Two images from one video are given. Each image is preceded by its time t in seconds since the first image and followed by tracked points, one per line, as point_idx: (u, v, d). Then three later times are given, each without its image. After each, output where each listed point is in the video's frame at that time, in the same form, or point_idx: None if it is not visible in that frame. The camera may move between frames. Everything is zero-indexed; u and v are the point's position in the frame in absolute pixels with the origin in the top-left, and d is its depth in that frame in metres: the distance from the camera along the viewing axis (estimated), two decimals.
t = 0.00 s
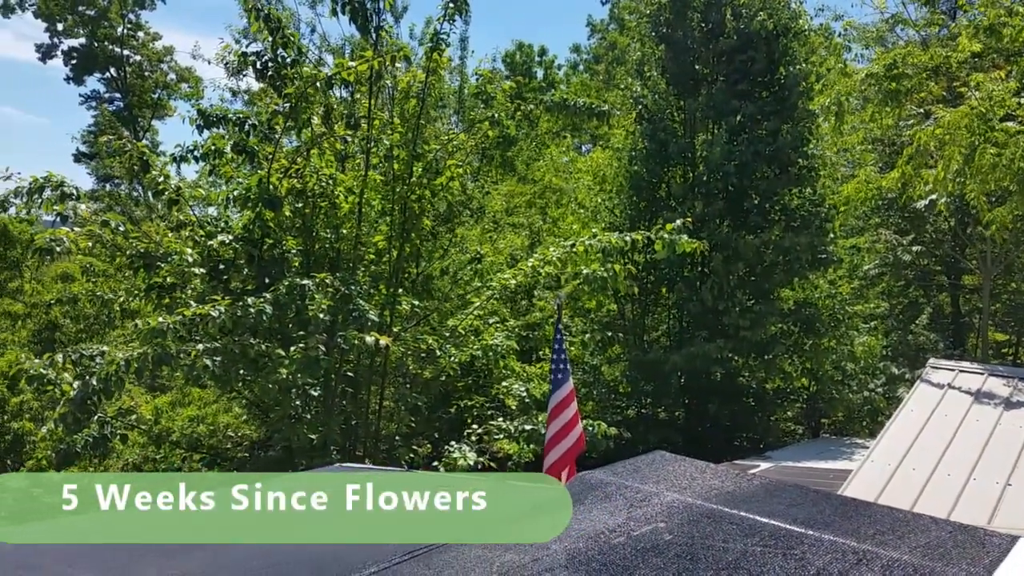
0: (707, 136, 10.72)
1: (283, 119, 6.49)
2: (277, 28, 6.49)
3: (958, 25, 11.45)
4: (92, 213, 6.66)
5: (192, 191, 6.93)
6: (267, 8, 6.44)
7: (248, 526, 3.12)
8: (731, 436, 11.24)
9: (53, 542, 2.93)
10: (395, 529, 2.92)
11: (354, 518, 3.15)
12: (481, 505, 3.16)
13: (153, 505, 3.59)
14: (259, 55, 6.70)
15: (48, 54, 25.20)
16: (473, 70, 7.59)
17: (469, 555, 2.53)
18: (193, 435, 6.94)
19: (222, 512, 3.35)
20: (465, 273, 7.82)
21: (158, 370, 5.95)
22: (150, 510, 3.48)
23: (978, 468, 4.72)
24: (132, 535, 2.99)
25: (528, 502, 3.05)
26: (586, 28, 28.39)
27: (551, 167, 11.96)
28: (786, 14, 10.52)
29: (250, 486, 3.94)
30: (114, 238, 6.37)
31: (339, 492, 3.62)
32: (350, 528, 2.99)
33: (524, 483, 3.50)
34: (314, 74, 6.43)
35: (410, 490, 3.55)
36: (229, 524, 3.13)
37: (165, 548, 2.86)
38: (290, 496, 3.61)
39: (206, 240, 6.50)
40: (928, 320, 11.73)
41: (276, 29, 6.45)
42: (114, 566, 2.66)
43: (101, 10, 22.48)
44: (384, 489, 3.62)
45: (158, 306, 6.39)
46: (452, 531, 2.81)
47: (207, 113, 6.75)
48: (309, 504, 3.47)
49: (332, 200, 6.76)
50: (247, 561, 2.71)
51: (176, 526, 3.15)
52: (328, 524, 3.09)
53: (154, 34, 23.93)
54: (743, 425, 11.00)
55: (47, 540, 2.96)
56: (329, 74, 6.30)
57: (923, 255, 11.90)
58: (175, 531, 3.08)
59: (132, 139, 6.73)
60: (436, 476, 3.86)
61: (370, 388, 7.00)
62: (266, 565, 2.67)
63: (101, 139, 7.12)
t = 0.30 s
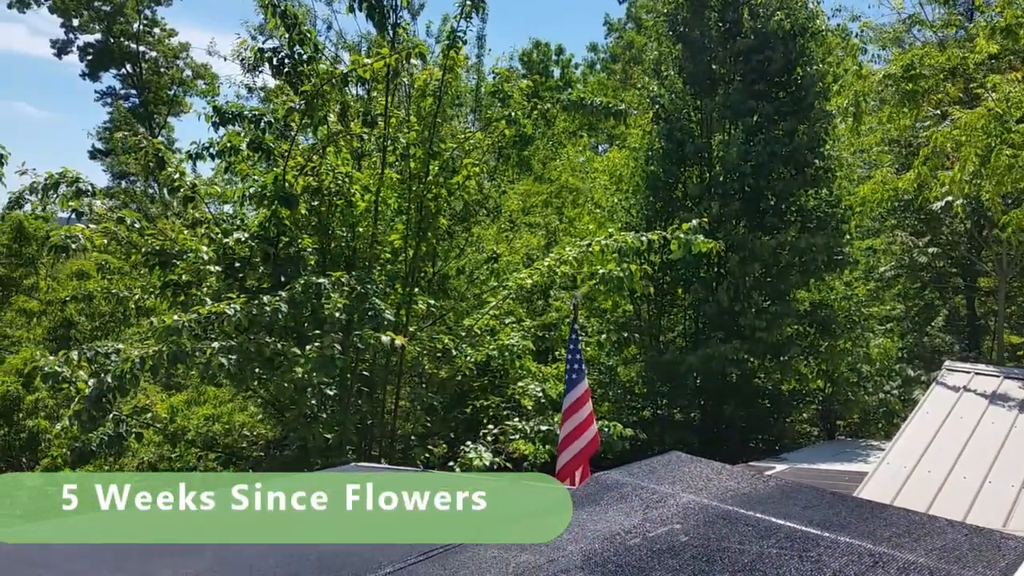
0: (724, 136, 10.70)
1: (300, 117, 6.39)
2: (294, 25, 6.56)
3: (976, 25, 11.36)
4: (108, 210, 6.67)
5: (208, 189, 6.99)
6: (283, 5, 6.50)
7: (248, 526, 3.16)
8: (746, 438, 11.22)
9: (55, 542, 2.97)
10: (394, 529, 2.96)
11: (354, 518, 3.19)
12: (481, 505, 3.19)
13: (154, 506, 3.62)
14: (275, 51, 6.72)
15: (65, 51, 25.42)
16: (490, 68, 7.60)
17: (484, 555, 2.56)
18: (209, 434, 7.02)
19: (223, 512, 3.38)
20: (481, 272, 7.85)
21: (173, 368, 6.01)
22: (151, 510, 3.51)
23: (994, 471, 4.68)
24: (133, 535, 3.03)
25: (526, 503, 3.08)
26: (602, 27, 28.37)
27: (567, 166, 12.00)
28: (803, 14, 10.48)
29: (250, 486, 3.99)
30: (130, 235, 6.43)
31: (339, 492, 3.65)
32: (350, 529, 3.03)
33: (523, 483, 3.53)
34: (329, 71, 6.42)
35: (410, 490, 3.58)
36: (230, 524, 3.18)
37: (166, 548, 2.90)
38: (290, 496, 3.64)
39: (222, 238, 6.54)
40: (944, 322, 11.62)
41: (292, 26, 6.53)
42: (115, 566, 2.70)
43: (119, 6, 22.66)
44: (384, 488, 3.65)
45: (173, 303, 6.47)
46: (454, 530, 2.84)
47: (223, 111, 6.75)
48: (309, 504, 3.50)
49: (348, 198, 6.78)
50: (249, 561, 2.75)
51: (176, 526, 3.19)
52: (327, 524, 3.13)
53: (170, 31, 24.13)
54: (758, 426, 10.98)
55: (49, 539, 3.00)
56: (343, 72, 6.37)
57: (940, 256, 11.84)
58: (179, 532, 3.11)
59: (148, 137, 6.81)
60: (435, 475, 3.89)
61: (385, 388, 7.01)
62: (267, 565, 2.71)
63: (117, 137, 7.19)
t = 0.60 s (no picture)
0: (740, 136, 10.66)
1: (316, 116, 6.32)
2: (310, 27, 6.63)
3: (995, 26, 11.30)
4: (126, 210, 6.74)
5: (225, 188, 7.05)
6: (300, 7, 6.58)
7: (251, 527, 3.19)
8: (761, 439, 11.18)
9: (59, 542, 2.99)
10: (397, 530, 3.00)
11: (355, 519, 3.23)
12: (481, 505, 3.22)
13: (155, 505, 3.63)
14: (292, 53, 6.75)
15: (83, 51, 25.64)
16: (506, 69, 7.59)
17: (501, 554, 2.57)
18: (224, 432, 7.07)
19: (224, 512, 3.40)
20: (496, 272, 7.97)
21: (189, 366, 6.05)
22: (151, 509, 3.52)
23: (1012, 472, 4.63)
24: (136, 535, 3.05)
25: (525, 504, 3.11)
26: (618, 26, 28.35)
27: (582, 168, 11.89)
28: (820, 15, 10.44)
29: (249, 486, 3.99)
30: (149, 235, 6.50)
31: (339, 492, 3.68)
32: (353, 530, 3.07)
33: (520, 482, 3.56)
34: (346, 73, 6.47)
35: (409, 490, 3.61)
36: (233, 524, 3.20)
37: (172, 548, 2.93)
38: (291, 496, 3.67)
39: (240, 238, 6.55)
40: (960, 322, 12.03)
41: (309, 28, 6.60)
42: (126, 567, 2.71)
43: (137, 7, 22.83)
44: (383, 488, 3.68)
45: (189, 301, 6.54)
46: (459, 531, 2.87)
47: (241, 112, 6.85)
48: (309, 504, 3.52)
49: (364, 198, 6.81)
50: (258, 559, 2.79)
51: (178, 526, 3.21)
52: (329, 524, 3.17)
53: (188, 31, 24.29)
54: (774, 428, 10.95)
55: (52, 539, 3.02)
56: (361, 73, 6.41)
57: (959, 258, 11.78)
58: (186, 532, 3.11)
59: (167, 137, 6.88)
60: (432, 474, 3.92)
61: (399, 387, 7.06)
62: (277, 563, 2.75)
63: (136, 137, 7.26)
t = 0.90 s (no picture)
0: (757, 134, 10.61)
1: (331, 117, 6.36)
2: (325, 27, 6.64)
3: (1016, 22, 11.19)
4: (144, 209, 6.70)
5: (243, 187, 7.09)
6: (315, 8, 6.59)
7: (253, 526, 3.20)
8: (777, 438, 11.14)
9: (62, 543, 3.00)
10: (400, 530, 3.01)
11: (357, 519, 3.24)
12: (481, 504, 3.23)
13: (154, 505, 3.63)
14: (308, 53, 6.76)
15: (101, 51, 25.87)
16: (521, 67, 7.57)
17: (521, 554, 2.57)
18: (242, 428, 7.11)
19: (225, 512, 3.41)
20: (510, 271, 7.89)
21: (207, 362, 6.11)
22: (150, 511, 3.50)
23: None
24: (138, 535, 3.06)
25: (525, 505, 3.11)
26: (632, 24, 28.29)
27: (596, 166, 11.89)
28: (837, 11, 10.37)
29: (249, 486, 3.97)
30: (169, 233, 6.56)
31: (339, 492, 3.68)
32: (353, 530, 3.09)
33: (521, 482, 3.55)
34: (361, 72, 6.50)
35: (409, 490, 3.61)
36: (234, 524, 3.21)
37: (184, 548, 2.93)
38: (290, 495, 3.66)
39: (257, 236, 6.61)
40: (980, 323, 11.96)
41: (323, 27, 6.60)
42: (140, 568, 2.71)
43: (154, 7, 23.00)
44: (383, 488, 3.68)
45: (210, 299, 6.66)
46: (466, 531, 2.88)
47: (257, 111, 6.90)
48: (309, 504, 3.52)
49: (380, 197, 6.86)
50: (268, 558, 2.81)
51: (178, 526, 3.22)
52: (330, 525, 3.19)
53: (204, 31, 24.44)
54: (792, 428, 10.92)
55: (54, 540, 3.04)
56: (376, 71, 6.41)
57: (979, 257, 11.68)
58: (192, 533, 3.10)
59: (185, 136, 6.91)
60: (432, 474, 3.91)
61: (415, 385, 7.10)
62: (290, 561, 2.77)
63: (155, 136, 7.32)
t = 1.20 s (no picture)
0: (775, 134, 10.55)
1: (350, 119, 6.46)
2: (342, 29, 6.68)
3: None
4: (163, 208, 6.80)
5: (260, 188, 7.12)
6: (332, 11, 6.65)
7: (254, 526, 3.22)
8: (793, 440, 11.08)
9: (67, 543, 3.02)
10: (397, 530, 3.05)
11: (355, 519, 3.28)
12: (481, 505, 3.26)
13: (154, 506, 3.65)
14: (325, 54, 6.79)
15: (121, 52, 26.12)
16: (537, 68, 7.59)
17: (537, 554, 2.57)
18: (257, 428, 7.15)
19: (224, 512, 3.43)
20: (525, 271, 7.91)
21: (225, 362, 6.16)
22: (152, 512, 3.51)
23: None
24: (143, 535, 3.08)
25: (524, 505, 3.15)
26: (649, 24, 28.22)
27: (612, 166, 11.87)
28: (856, 11, 10.29)
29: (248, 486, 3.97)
30: (188, 233, 6.62)
31: (339, 491, 3.69)
32: (353, 530, 3.12)
33: (519, 483, 3.57)
34: (380, 73, 6.60)
35: (409, 490, 3.63)
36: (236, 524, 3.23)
37: (197, 548, 2.95)
38: (290, 496, 3.68)
39: (275, 236, 6.68)
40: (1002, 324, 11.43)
41: (340, 29, 6.64)
42: (157, 569, 2.73)
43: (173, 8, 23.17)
44: (383, 488, 3.69)
45: (226, 299, 6.69)
46: (470, 532, 2.91)
47: (275, 112, 6.94)
48: (309, 504, 3.54)
49: (395, 197, 6.89)
50: (281, 557, 2.84)
51: (178, 525, 3.24)
52: (330, 525, 3.21)
53: (222, 32, 24.60)
54: (809, 430, 10.86)
55: (60, 539, 3.06)
56: (394, 73, 6.47)
57: (999, 258, 11.57)
58: (201, 533, 3.13)
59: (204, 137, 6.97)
60: (425, 474, 3.93)
61: (430, 386, 7.12)
62: (304, 561, 2.80)
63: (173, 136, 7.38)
